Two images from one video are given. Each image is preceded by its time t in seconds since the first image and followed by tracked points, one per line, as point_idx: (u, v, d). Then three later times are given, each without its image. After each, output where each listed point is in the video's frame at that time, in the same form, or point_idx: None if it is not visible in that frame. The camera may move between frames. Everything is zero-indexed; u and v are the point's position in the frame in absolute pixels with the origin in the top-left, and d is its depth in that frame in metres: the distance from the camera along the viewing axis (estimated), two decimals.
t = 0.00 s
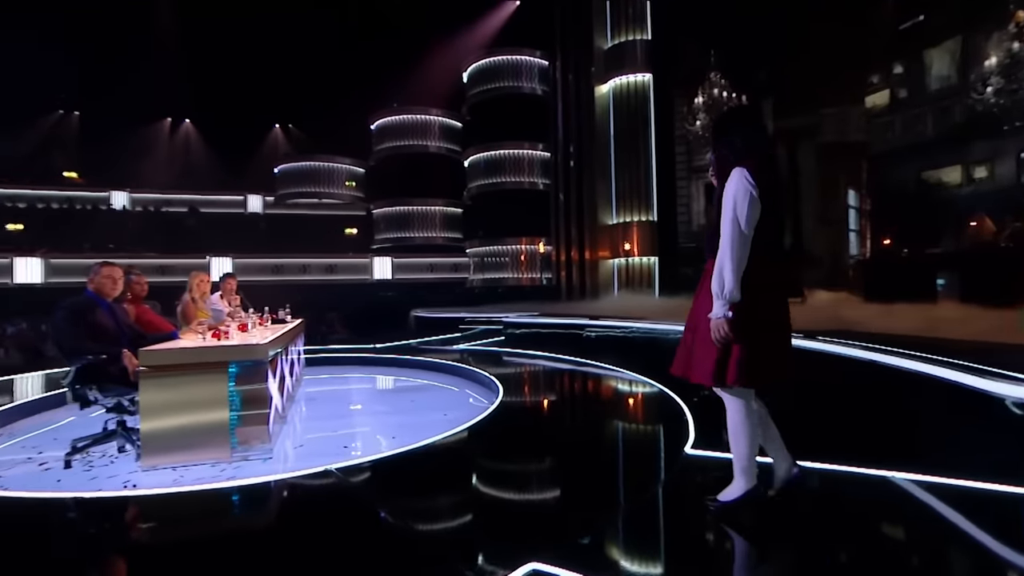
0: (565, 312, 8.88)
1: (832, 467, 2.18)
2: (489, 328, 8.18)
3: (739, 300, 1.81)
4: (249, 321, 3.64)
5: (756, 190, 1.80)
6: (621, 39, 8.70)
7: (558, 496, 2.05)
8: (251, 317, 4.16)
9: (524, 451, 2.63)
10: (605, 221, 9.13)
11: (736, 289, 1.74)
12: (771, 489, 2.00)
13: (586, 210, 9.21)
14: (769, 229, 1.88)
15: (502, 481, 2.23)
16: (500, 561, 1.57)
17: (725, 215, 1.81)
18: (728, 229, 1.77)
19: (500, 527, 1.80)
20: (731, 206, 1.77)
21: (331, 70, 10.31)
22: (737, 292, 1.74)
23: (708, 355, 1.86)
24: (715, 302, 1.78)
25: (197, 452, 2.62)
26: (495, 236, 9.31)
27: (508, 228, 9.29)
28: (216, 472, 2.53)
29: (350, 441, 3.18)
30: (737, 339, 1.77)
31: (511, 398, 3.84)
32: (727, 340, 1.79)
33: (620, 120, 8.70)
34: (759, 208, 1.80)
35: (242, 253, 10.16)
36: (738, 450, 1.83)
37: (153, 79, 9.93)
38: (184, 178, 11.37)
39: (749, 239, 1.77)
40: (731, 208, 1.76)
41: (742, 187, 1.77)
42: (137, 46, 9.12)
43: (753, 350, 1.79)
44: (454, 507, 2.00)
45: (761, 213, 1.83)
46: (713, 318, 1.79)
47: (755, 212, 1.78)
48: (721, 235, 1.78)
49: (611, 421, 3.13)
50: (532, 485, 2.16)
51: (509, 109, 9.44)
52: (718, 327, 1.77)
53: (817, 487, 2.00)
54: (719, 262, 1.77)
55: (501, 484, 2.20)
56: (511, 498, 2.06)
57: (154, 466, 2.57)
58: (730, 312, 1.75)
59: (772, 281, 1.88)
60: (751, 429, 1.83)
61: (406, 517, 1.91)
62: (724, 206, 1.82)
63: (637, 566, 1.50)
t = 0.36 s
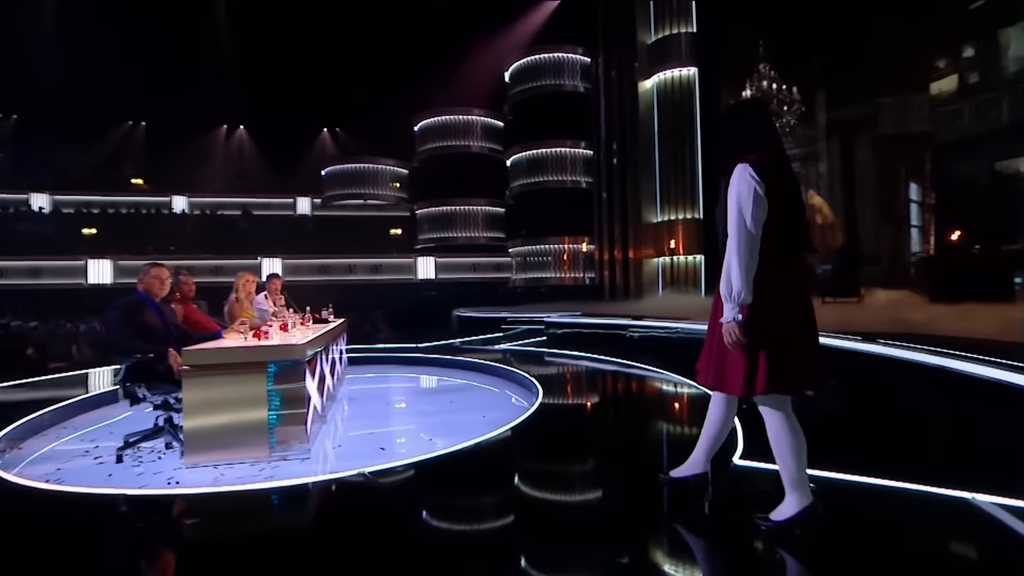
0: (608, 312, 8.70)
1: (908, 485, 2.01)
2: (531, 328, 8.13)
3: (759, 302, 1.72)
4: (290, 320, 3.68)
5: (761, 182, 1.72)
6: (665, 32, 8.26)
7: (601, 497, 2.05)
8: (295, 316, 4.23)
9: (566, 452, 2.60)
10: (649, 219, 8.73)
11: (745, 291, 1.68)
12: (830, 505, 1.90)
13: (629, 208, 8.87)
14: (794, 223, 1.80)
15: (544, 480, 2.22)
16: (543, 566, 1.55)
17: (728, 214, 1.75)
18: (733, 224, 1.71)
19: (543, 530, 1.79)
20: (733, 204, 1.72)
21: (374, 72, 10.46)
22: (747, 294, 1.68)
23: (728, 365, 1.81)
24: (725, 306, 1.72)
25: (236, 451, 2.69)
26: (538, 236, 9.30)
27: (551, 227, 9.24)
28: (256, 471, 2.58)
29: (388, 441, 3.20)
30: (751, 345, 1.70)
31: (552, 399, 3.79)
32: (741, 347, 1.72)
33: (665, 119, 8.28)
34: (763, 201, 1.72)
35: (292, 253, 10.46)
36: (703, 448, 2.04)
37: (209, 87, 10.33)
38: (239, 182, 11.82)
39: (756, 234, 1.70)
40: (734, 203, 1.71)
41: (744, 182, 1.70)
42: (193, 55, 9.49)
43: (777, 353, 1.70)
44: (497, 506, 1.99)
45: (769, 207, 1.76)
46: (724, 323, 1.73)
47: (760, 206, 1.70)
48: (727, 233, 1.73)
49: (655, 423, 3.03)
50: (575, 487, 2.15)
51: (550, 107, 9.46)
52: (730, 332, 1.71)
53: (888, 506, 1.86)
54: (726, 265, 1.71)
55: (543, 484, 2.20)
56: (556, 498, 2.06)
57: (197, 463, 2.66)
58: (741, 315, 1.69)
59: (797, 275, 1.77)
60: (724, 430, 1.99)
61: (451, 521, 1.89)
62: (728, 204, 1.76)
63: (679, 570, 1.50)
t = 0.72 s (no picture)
0: (638, 312, 8.50)
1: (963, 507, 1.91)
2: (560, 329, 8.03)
3: (751, 308, 1.84)
4: (318, 321, 3.75)
5: (753, 187, 1.84)
6: (694, 27, 7.64)
7: (629, 499, 2.11)
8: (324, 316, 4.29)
9: (595, 454, 2.62)
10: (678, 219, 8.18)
11: (736, 298, 1.80)
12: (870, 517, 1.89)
13: (661, 208, 8.48)
14: (785, 226, 1.92)
15: (573, 481, 2.29)
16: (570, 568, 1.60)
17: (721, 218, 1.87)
18: (727, 227, 1.83)
19: (571, 534, 1.83)
20: (727, 207, 1.83)
21: (403, 73, 10.53)
22: (739, 299, 1.79)
23: (715, 368, 1.92)
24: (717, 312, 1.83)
25: (264, 452, 2.71)
26: (567, 236, 9.18)
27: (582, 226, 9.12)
28: (283, 473, 2.60)
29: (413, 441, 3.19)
30: (741, 350, 1.82)
31: (581, 399, 3.76)
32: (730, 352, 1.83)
33: (694, 115, 7.84)
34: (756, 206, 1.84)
35: (323, 254, 10.59)
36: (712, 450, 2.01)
37: (242, 92, 10.49)
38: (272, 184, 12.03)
39: (748, 238, 1.82)
40: (728, 207, 1.83)
41: (737, 187, 1.83)
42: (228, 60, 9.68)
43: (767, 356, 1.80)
44: (525, 507, 2.05)
45: (762, 211, 1.88)
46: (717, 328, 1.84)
47: (754, 209, 1.83)
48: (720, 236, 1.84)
49: (686, 425, 2.99)
50: (603, 487, 2.22)
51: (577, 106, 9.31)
52: (721, 337, 1.83)
53: (948, 529, 1.79)
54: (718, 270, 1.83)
55: (571, 485, 2.27)
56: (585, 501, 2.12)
57: (225, 464, 2.69)
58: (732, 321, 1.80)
59: (789, 279, 1.88)
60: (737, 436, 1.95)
61: (477, 521, 1.94)
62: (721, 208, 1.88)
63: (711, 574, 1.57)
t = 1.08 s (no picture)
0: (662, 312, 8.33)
1: None
2: (583, 330, 7.95)
3: (743, 316, 1.84)
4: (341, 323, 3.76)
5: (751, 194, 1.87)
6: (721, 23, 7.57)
7: (652, 500, 2.16)
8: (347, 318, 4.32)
9: (617, 458, 2.62)
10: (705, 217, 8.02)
11: (731, 303, 1.79)
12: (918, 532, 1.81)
13: (684, 205, 8.43)
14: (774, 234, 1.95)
15: (596, 483, 2.32)
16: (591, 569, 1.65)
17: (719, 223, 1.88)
18: (724, 232, 1.83)
19: (593, 537, 1.87)
20: (725, 211, 1.84)
21: (425, 75, 10.56)
22: (734, 304, 1.79)
23: (699, 373, 1.90)
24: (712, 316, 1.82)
25: (287, 458, 2.70)
26: (590, 235, 9.06)
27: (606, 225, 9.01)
28: (305, 478, 2.58)
29: (436, 444, 3.15)
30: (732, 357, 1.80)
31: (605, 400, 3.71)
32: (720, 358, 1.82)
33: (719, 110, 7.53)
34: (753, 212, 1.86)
35: (346, 254, 10.67)
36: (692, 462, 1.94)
37: (267, 95, 10.61)
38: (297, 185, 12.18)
39: (743, 242, 1.83)
40: (726, 211, 1.84)
41: (736, 191, 1.84)
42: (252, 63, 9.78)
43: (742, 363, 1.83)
44: (546, 507, 2.09)
45: (757, 218, 1.90)
46: (710, 333, 1.82)
47: (750, 215, 1.85)
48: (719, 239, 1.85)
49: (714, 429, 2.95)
50: (627, 489, 2.25)
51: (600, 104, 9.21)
52: (714, 342, 1.81)
53: (999, 542, 1.71)
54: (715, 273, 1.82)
55: (594, 486, 2.30)
56: (607, 505, 2.14)
57: (248, 468, 2.69)
58: (726, 326, 1.79)
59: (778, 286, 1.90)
60: (728, 441, 1.82)
61: (498, 521, 1.96)
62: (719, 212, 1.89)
63: None
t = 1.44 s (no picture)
0: (680, 313, 8.14)
1: None
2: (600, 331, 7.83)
3: (744, 332, 1.91)
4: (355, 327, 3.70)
5: (741, 206, 1.92)
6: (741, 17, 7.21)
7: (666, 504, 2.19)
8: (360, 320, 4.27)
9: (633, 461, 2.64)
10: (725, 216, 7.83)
11: (728, 321, 1.87)
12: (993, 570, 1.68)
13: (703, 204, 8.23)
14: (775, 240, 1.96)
15: (612, 488, 2.35)
16: None
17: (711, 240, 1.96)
18: (717, 250, 1.91)
19: (612, 554, 1.83)
20: (717, 228, 1.91)
21: (440, 75, 10.51)
22: (731, 324, 1.87)
23: (706, 390, 2.00)
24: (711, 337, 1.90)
25: (299, 471, 2.66)
26: (607, 235, 8.92)
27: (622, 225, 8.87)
28: (317, 493, 2.52)
29: (452, 455, 3.08)
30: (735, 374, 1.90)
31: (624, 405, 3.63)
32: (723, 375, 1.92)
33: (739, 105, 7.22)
34: (745, 224, 1.92)
35: (360, 254, 10.65)
36: (686, 472, 2.08)
37: (282, 97, 10.58)
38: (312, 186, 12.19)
39: (736, 257, 1.90)
40: (717, 230, 1.91)
41: (724, 208, 1.91)
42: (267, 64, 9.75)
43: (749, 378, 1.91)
44: (561, 511, 2.14)
45: (751, 228, 1.95)
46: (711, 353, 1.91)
47: (741, 228, 1.90)
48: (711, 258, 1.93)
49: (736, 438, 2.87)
50: (642, 494, 2.27)
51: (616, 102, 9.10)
52: (715, 362, 1.90)
53: None
54: (710, 294, 1.91)
55: (609, 491, 2.33)
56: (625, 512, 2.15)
57: (260, 481, 2.65)
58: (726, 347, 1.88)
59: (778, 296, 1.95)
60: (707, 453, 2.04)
61: (514, 526, 2.01)
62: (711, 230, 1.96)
63: None
